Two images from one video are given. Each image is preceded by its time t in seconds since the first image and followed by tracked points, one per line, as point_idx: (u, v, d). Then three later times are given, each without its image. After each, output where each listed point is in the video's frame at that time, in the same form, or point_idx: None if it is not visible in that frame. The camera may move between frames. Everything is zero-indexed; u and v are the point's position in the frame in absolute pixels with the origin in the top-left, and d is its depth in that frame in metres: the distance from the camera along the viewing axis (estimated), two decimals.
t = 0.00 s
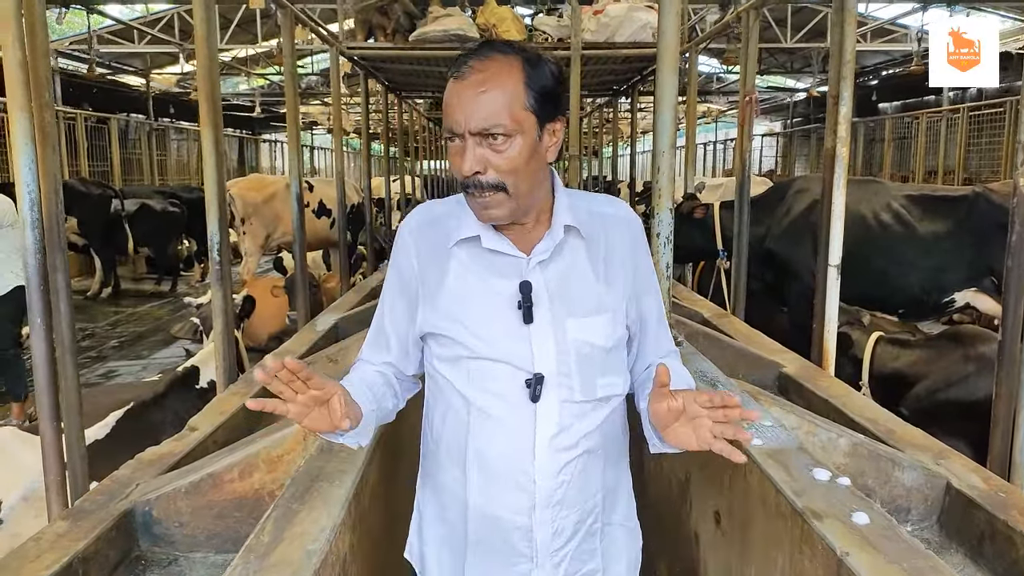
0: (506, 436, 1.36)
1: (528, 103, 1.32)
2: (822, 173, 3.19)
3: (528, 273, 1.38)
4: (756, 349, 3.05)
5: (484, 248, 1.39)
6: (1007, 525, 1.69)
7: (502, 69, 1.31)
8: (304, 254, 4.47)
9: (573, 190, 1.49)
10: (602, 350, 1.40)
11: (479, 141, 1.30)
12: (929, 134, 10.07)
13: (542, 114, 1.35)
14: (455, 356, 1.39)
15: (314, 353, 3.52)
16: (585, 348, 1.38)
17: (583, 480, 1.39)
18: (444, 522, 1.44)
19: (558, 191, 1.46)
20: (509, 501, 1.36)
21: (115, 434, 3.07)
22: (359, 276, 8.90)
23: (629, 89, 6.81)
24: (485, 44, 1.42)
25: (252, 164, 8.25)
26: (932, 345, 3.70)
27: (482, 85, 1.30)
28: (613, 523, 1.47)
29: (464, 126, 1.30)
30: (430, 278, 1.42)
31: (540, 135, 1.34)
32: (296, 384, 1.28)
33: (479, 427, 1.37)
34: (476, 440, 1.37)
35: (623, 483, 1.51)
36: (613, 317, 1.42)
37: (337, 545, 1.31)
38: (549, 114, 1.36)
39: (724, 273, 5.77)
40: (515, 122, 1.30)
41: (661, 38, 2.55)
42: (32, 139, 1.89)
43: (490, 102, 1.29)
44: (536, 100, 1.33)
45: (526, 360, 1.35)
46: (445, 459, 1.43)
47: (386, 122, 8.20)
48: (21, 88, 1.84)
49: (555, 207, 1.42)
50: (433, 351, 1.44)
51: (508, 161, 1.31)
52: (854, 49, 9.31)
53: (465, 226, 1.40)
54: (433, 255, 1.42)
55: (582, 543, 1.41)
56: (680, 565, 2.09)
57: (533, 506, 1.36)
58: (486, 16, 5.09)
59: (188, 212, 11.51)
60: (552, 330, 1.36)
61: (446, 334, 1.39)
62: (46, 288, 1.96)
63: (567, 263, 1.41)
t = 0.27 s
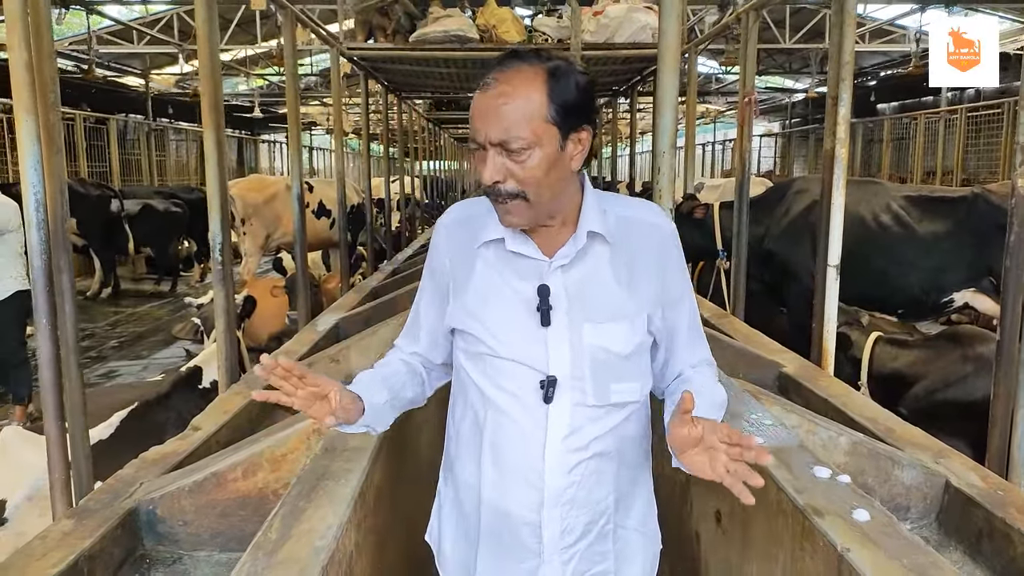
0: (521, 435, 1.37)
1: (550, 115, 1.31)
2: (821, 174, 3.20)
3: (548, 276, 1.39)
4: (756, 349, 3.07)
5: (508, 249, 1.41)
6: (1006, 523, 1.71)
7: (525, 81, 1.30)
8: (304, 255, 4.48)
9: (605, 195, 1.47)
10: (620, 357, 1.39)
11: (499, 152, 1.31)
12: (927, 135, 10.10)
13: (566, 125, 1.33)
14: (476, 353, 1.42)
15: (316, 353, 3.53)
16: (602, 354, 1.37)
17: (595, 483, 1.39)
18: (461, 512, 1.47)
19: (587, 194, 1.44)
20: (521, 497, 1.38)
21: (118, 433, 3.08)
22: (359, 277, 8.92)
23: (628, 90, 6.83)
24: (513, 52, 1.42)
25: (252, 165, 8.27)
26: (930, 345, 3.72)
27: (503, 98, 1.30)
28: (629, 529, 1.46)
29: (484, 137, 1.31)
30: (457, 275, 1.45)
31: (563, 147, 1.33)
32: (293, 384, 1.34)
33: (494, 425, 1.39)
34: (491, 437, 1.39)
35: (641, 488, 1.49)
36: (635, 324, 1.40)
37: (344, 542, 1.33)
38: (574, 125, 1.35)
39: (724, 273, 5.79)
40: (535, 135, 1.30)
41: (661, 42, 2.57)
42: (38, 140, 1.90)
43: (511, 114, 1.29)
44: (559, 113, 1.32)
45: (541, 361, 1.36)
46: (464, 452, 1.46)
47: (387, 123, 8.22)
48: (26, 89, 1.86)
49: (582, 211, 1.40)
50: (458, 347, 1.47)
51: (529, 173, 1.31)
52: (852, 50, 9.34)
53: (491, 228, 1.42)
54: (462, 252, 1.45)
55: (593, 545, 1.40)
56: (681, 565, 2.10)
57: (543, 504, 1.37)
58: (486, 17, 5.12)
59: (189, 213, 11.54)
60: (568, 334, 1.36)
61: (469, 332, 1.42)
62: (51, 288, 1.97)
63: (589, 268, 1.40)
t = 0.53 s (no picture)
0: (530, 431, 1.39)
1: (578, 96, 1.36)
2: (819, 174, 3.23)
3: (562, 276, 1.41)
4: (755, 348, 3.09)
5: (525, 247, 1.44)
6: (1001, 518, 1.73)
7: (555, 66, 1.36)
8: (305, 255, 4.49)
9: (622, 196, 1.49)
10: (631, 358, 1.40)
11: (529, 128, 1.36)
12: (923, 135, 10.14)
13: (593, 109, 1.39)
14: (491, 349, 1.44)
15: (317, 352, 3.55)
16: (612, 355, 1.39)
17: (602, 479, 1.41)
18: (472, 504, 1.50)
19: (605, 196, 1.46)
20: (529, 491, 1.40)
21: (122, 431, 3.11)
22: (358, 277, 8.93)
23: (626, 91, 6.86)
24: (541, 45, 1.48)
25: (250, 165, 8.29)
26: (927, 344, 3.75)
27: (530, 79, 1.36)
28: (634, 526, 1.48)
29: (514, 114, 1.36)
30: (476, 270, 1.48)
31: (589, 129, 1.39)
32: (347, 423, 1.36)
33: (505, 420, 1.41)
34: (502, 432, 1.42)
35: (650, 487, 1.51)
36: (647, 325, 1.42)
37: (352, 534, 1.35)
38: (600, 112, 1.40)
39: (722, 273, 5.83)
40: (565, 112, 1.35)
41: (661, 44, 2.60)
42: (46, 140, 1.92)
43: (541, 93, 1.34)
44: (587, 95, 1.37)
45: (552, 359, 1.39)
46: (476, 445, 1.48)
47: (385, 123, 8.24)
48: (34, 89, 1.88)
49: (598, 212, 1.43)
50: (474, 342, 1.50)
51: (557, 148, 1.35)
52: (849, 51, 9.38)
53: (511, 223, 1.45)
54: (483, 247, 1.48)
55: (599, 541, 1.42)
56: (683, 560, 2.12)
57: (550, 497, 1.39)
58: (486, 18, 5.14)
59: (189, 213, 11.55)
60: (580, 334, 1.38)
61: (484, 328, 1.45)
62: (59, 286, 1.99)
63: (602, 270, 1.42)
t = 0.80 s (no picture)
0: (546, 420, 1.43)
1: (597, 94, 1.41)
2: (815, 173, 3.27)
3: (578, 270, 1.45)
4: (753, 345, 3.14)
5: (541, 241, 1.47)
6: (995, 509, 1.78)
7: (575, 66, 1.41)
8: (306, 254, 4.52)
9: (632, 193, 1.54)
10: (644, 349, 1.45)
11: (552, 125, 1.40)
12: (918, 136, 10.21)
13: (611, 108, 1.44)
14: (506, 341, 1.47)
15: (319, 351, 3.58)
16: (627, 346, 1.43)
17: (614, 467, 1.46)
18: (485, 492, 1.54)
19: (617, 193, 1.51)
20: (544, 479, 1.44)
21: (127, 428, 3.14)
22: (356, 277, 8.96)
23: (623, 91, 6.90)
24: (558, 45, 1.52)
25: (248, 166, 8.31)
26: (921, 341, 3.80)
27: (552, 77, 1.40)
28: (642, 512, 1.53)
29: (537, 110, 1.40)
30: (489, 264, 1.52)
31: (607, 127, 1.44)
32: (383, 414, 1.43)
33: (520, 410, 1.45)
34: (517, 422, 1.45)
35: (657, 475, 1.56)
36: (659, 318, 1.47)
37: (366, 523, 1.39)
38: (616, 111, 1.45)
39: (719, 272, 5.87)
40: (587, 109, 1.39)
41: (660, 46, 2.65)
42: (57, 139, 1.95)
43: (562, 92, 1.39)
44: (606, 94, 1.42)
45: (568, 350, 1.43)
46: (489, 435, 1.52)
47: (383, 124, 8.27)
48: (46, 90, 1.91)
49: (611, 208, 1.48)
50: (486, 334, 1.53)
51: (578, 145, 1.40)
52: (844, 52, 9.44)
53: (527, 219, 1.48)
54: (497, 241, 1.52)
55: (609, 526, 1.47)
56: (684, 551, 2.16)
57: (564, 485, 1.44)
58: (484, 19, 5.19)
59: (188, 214, 11.57)
60: (595, 326, 1.42)
61: (498, 321, 1.48)
62: (70, 285, 2.02)
63: (616, 264, 1.46)
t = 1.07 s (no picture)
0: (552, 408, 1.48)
1: (595, 96, 1.45)
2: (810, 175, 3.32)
3: (582, 263, 1.50)
4: (748, 344, 3.19)
5: (545, 236, 1.52)
6: (986, 501, 1.83)
7: (573, 69, 1.45)
8: (306, 254, 4.55)
9: (630, 190, 1.60)
10: (646, 338, 1.51)
11: (553, 129, 1.44)
12: (912, 138, 10.28)
13: (609, 109, 1.49)
14: (511, 333, 1.52)
15: (321, 350, 3.62)
16: (630, 335, 1.49)
17: (617, 454, 1.51)
18: (491, 482, 1.58)
19: (616, 190, 1.56)
20: (551, 467, 1.49)
21: (131, 426, 3.17)
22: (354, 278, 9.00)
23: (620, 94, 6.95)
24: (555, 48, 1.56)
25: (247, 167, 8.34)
26: (915, 341, 3.85)
27: (553, 82, 1.44)
28: (644, 499, 1.58)
29: (539, 116, 1.44)
30: (492, 259, 1.56)
31: (606, 127, 1.48)
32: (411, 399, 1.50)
33: (526, 399, 1.49)
34: (524, 411, 1.50)
35: (658, 464, 1.61)
36: (660, 308, 1.52)
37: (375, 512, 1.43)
38: (614, 111, 1.50)
39: (715, 272, 5.92)
40: (586, 112, 1.44)
41: (658, 50, 2.70)
42: (69, 140, 2.00)
43: (562, 96, 1.43)
44: (603, 95, 1.47)
45: (573, 340, 1.48)
46: (495, 425, 1.57)
47: (381, 125, 8.31)
48: (59, 92, 1.96)
49: (611, 204, 1.53)
50: (490, 328, 1.57)
51: (578, 147, 1.44)
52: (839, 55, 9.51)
53: (531, 215, 1.53)
54: (501, 236, 1.56)
55: (613, 513, 1.52)
56: (682, 544, 2.21)
57: (570, 472, 1.48)
58: (483, 22, 5.23)
59: (188, 215, 11.60)
60: (599, 317, 1.48)
61: (502, 313, 1.52)
62: (81, 283, 2.07)
63: (618, 257, 1.52)
